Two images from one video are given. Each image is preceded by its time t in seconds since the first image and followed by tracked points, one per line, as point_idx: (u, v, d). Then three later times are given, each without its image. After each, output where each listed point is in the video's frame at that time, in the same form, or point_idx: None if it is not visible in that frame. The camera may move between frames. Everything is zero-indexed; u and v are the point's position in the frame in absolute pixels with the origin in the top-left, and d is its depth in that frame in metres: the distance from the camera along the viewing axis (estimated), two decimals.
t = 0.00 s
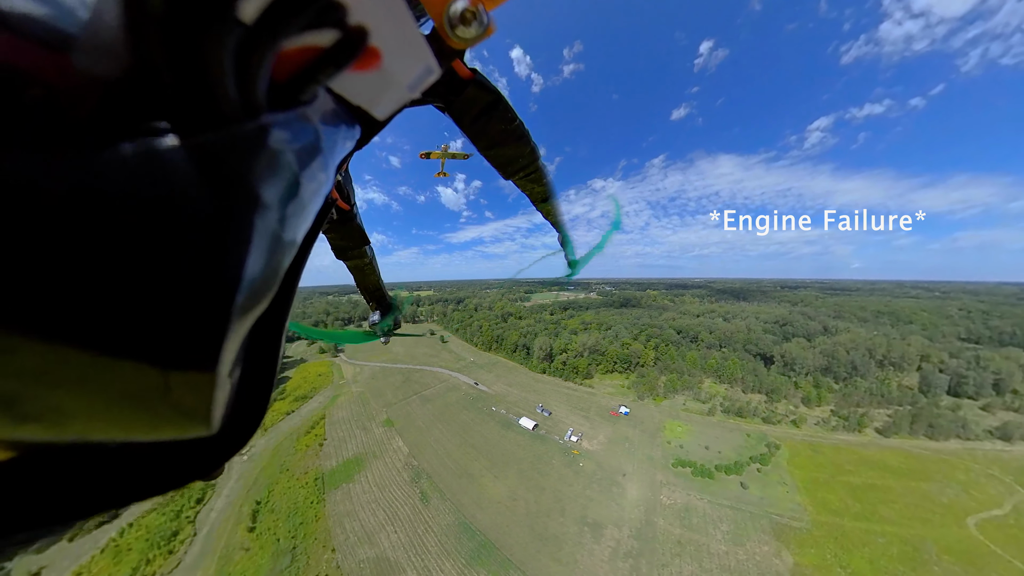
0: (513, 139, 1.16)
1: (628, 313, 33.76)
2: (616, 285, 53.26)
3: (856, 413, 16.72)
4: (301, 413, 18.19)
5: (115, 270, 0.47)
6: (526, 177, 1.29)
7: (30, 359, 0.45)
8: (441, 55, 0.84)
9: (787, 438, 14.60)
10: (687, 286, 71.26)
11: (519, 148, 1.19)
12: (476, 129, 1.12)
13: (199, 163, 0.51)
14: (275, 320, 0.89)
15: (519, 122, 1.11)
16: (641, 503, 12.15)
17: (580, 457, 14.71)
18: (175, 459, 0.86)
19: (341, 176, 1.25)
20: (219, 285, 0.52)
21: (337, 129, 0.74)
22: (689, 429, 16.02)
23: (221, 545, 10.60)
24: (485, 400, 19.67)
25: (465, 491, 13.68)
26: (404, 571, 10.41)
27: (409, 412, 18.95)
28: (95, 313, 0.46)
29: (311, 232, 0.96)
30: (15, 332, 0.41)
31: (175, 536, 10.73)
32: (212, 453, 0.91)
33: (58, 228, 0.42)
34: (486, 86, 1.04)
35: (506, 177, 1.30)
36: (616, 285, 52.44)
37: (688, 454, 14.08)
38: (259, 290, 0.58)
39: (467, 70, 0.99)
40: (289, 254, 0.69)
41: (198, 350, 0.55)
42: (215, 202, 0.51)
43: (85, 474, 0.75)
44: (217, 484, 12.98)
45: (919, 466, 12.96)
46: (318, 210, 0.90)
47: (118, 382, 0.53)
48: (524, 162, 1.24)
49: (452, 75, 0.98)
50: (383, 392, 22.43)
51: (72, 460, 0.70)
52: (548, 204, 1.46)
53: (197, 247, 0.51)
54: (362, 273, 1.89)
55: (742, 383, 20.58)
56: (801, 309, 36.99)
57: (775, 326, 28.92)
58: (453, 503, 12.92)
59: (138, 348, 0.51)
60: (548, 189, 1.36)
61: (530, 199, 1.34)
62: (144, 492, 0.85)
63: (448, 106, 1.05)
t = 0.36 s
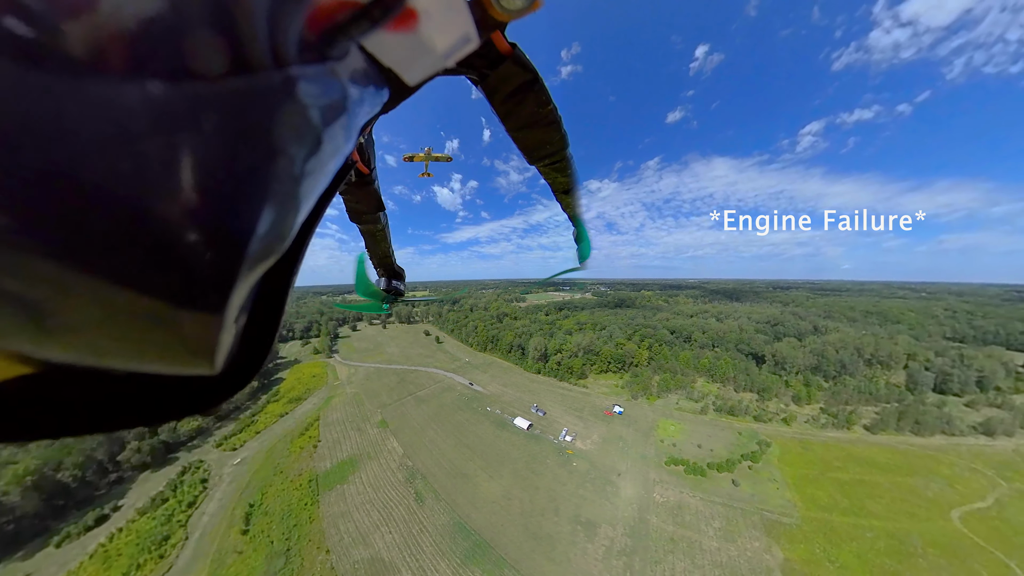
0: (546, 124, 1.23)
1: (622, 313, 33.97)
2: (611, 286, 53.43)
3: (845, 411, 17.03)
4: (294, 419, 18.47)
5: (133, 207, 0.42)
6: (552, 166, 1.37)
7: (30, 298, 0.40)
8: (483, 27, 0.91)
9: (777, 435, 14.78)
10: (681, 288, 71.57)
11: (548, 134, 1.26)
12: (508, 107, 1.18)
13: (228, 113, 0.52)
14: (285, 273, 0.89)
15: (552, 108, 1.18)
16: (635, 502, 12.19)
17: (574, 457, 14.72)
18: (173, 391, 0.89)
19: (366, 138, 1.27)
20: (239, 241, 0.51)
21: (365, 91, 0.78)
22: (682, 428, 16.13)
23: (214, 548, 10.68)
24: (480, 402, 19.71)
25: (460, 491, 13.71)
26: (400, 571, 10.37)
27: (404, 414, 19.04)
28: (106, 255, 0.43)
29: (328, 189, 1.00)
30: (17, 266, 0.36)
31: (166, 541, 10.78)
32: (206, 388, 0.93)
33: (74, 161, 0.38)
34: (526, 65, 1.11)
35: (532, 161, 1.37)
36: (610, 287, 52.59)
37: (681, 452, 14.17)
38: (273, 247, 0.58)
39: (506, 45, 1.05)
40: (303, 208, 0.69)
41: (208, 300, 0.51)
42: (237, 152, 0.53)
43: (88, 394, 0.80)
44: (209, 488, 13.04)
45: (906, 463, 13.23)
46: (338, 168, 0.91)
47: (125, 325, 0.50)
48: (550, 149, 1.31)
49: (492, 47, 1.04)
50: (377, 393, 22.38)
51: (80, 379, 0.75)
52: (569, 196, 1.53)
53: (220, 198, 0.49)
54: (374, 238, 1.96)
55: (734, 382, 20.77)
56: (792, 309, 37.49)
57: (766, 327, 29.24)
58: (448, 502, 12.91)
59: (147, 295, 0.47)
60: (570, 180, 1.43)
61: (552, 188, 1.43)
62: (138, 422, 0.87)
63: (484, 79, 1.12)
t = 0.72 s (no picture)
0: (573, 117, 1.19)
1: (616, 313, 34.13)
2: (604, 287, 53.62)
3: (835, 408, 17.29)
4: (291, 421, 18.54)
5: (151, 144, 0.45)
6: (575, 159, 1.33)
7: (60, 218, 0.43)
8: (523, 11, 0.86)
9: (769, 433, 14.89)
10: (674, 287, 71.86)
11: (573, 125, 1.22)
12: (538, 93, 1.13)
13: (251, 64, 0.48)
14: (293, 235, 0.92)
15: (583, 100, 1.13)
16: (629, 500, 12.19)
17: (567, 457, 14.71)
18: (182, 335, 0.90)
19: (388, 108, 1.27)
20: (251, 197, 0.52)
21: (393, 56, 0.69)
22: (675, 427, 16.19)
23: (207, 551, 10.59)
24: (475, 403, 19.84)
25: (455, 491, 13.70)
26: (395, 572, 10.30)
27: (399, 415, 19.13)
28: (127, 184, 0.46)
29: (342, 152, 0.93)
30: (46, 194, 0.41)
31: (158, 545, 10.76)
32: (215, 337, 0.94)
33: (102, 91, 0.40)
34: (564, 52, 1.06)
35: (557, 150, 1.32)
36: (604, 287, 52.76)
37: (675, 451, 14.22)
38: (282, 208, 0.58)
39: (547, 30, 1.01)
40: (319, 173, 0.65)
41: (219, 252, 0.55)
42: (254, 105, 0.50)
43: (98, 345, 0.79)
44: (202, 491, 12.95)
45: (895, 460, 13.46)
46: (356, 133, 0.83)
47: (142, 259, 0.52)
48: (574, 141, 1.27)
49: (529, 28, 0.99)
50: (372, 393, 22.31)
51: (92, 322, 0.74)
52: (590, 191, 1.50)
53: (235, 149, 0.50)
54: (387, 208, 2.02)
55: (727, 381, 20.92)
56: (784, 309, 37.93)
57: (758, 327, 29.51)
58: (443, 503, 12.87)
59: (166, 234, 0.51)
60: (591, 176, 1.41)
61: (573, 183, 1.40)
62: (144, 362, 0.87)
63: (517, 62, 1.08)
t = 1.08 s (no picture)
0: (600, 116, 1.08)
1: (612, 314, 34.30)
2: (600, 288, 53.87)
3: (826, 406, 17.51)
4: (285, 422, 18.34)
5: (167, 95, 0.42)
6: (595, 159, 1.21)
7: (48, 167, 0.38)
8: None
9: (762, 431, 15.03)
10: (669, 288, 72.19)
11: (599, 124, 1.10)
12: (566, 85, 1.03)
13: (276, 33, 0.49)
14: (304, 206, 0.88)
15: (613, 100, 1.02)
16: (623, 499, 12.23)
17: (562, 456, 14.72)
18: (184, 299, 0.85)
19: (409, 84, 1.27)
20: (272, 160, 0.51)
21: (421, 32, 0.67)
22: (670, 426, 16.28)
23: (200, 554, 10.51)
24: (471, 403, 19.80)
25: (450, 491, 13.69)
26: (389, 572, 10.24)
27: (394, 416, 18.99)
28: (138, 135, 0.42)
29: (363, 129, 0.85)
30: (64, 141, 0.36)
31: (149, 548, 10.72)
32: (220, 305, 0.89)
33: (132, 32, 0.39)
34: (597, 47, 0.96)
35: (577, 149, 1.22)
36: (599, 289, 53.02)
37: (669, 449, 14.30)
38: (298, 175, 0.58)
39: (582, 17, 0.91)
40: (337, 141, 0.64)
41: (233, 215, 0.52)
42: (281, 62, 0.50)
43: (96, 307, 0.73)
44: (195, 493, 12.81)
45: (885, 457, 13.65)
46: (375, 113, 0.78)
47: (138, 222, 0.48)
48: (599, 141, 1.15)
49: (564, 15, 0.89)
50: (367, 395, 22.26)
51: (98, 273, 0.70)
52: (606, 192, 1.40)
53: (254, 109, 0.49)
54: (400, 187, 2.03)
55: (721, 380, 21.09)
56: (777, 309, 38.39)
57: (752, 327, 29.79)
58: (438, 504, 12.83)
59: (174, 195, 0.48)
60: (609, 177, 1.30)
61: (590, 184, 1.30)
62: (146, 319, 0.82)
63: (546, 51, 0.97)
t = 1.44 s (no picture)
0: (622, 120, 1.04)
1: (607, 314, 34.43)
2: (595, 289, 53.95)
3: (818, 404, 17.70)
4: (280, 423, 18.26)
5: (197, 67, 0.49)
6: (613, 161, 1.20)
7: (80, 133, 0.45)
8: None
9: (756, 430, 15.14)
10: (665, 288, 72.14)
11: (622, 126, 1.06)
12: (594, 83, 0.97)
13: (305, 10, 0.52)
14: (319, 177, 0.87)
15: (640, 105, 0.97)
16: (617, 498, 12.27)
17: (558, 456, 14.73)
18: (196, 258, 0.87)
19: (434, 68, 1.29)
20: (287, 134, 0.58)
21: (451, 12, 0.65)
22: (664, 425, 16.36)
23: (192, 557, 10.42)
24: (466, 403, 19.79)
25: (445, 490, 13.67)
26: (384, 573, 10.18)
27: (390, 416, 18.91)
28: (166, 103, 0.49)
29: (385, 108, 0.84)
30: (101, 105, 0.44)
31: (140, 552, 10.62)
32: (233, 265, 0.92)
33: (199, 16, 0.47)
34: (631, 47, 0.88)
35: (597, 148, 1.19)
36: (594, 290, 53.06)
37: (663, 449, 14.36)
38: (312, 147, 0.63)
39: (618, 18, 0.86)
40: (354, 122, 0.67)
41: (244, 185, 0.61)
42: (304, 40, 0.54)
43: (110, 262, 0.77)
44: (187, 496, 12.70)
45: (876, 454, 13.83)
46: (397, 92, 0.77)
47: (164, 183, 0.55)
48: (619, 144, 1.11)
49: (599, 9, 0.83)
50: (362, 396, 22.19)
51: (112, 228, 0.73)
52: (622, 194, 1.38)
53: (274, 81, 0.55)
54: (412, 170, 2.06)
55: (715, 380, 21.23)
56: (770, 310, 38.71)
57: (745, 327, 30.03)
58: (433, 505, 12.80)
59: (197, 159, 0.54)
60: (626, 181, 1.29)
61: (606, 185, 1.27)
62: (155, 273, 0.85)
63: (577, 46, 0.91)
